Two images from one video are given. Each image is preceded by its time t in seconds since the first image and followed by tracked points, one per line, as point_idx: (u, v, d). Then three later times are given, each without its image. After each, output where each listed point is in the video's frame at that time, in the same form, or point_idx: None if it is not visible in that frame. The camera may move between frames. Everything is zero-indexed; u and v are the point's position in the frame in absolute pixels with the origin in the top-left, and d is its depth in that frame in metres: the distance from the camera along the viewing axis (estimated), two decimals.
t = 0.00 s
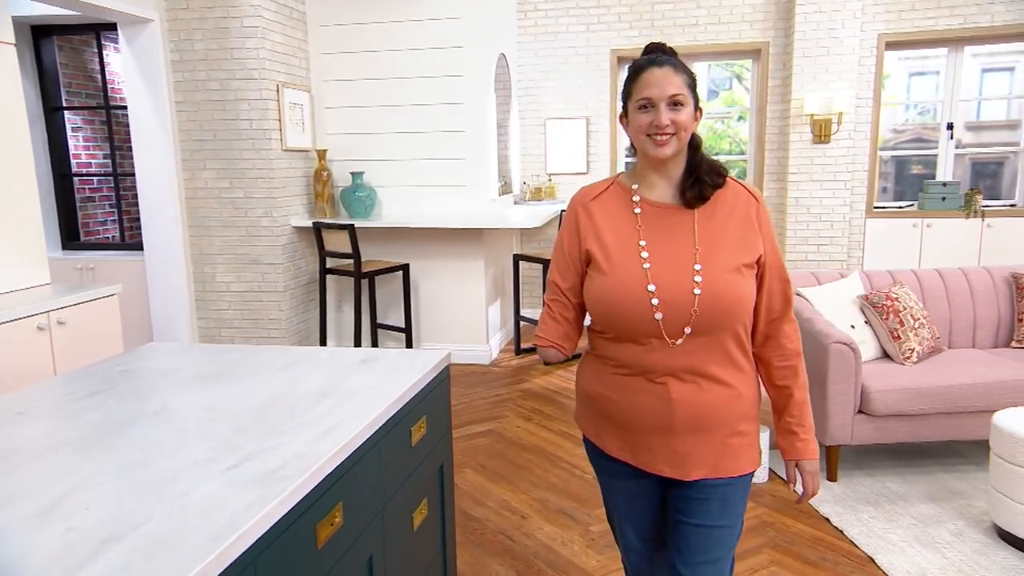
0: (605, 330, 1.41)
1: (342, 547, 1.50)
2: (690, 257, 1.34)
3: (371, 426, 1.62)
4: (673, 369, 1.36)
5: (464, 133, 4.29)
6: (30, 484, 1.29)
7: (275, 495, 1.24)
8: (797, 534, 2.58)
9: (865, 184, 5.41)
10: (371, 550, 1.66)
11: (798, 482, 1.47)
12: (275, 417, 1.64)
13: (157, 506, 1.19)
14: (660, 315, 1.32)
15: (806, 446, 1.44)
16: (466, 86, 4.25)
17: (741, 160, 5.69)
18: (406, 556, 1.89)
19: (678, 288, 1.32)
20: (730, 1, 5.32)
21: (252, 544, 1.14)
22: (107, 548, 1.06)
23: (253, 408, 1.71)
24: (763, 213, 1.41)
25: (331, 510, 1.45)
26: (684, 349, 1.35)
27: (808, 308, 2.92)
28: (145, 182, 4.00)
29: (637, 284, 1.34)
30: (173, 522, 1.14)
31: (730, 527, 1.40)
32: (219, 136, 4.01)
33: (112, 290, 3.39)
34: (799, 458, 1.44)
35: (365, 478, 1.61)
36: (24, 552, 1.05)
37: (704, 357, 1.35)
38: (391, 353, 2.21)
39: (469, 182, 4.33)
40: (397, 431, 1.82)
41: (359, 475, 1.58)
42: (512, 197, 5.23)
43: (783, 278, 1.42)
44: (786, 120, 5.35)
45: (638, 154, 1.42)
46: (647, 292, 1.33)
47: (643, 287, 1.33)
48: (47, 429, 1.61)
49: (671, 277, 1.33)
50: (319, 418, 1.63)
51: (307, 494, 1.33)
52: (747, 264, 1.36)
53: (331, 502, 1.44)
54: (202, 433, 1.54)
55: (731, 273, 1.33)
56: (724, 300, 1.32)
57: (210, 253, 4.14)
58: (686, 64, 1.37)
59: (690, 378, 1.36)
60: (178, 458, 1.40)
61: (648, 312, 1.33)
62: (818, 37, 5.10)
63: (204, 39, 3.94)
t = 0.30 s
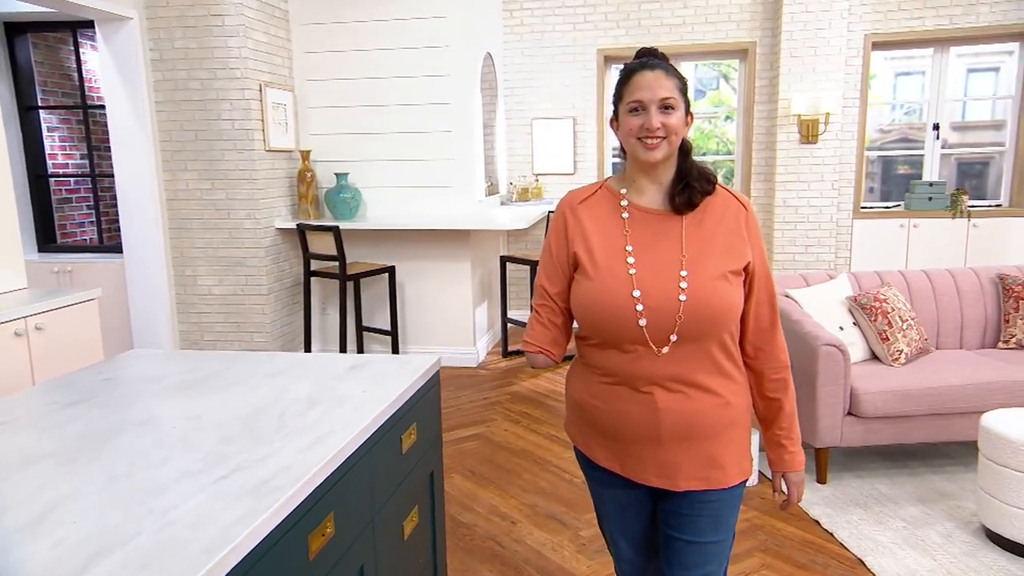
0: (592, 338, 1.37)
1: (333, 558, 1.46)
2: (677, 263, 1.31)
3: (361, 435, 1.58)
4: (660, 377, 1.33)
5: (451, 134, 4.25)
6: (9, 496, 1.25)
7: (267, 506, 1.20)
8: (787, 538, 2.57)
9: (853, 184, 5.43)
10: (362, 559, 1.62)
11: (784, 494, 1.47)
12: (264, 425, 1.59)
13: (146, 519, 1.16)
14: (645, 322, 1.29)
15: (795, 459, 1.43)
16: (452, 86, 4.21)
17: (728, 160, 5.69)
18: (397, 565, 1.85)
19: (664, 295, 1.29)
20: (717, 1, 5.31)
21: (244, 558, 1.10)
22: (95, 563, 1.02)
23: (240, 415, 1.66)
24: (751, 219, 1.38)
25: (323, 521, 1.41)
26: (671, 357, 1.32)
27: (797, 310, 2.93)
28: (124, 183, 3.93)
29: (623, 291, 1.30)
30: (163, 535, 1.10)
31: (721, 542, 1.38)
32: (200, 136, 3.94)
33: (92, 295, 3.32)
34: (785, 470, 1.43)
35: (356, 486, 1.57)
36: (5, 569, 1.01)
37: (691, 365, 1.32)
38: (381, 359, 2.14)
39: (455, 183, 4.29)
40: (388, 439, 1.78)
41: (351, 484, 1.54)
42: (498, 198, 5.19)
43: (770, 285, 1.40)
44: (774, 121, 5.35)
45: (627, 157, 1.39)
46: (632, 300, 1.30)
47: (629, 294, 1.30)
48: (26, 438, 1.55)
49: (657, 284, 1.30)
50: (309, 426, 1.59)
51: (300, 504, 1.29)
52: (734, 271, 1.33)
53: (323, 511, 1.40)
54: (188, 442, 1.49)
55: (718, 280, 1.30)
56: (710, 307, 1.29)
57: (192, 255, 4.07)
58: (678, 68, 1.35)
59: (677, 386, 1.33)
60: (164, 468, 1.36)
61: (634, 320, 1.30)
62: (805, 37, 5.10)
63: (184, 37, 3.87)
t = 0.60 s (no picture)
0: (587, 344, 1.34)
1: (326, 568, 1.42)
2: (671, 267, 1.28)
3: (354, 441, 1.54)
4: (657, 382, 1.30)
5: (440, 134, 4.21)
6: None
7: (260, 515, 1.17)
8: (779, 540, 2.57)
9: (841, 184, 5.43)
10: (355, 568, 1.58)
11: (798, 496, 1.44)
12: (256, 431, 1.55)
13: (137, 530, 1.12)
14: (641, 326, 1.26)
15: (803, 458, 1.40)
16: (441, 85, 4.16)
17: (717, 160, 5.68)
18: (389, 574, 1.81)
19: (659, 299, 1.26)
20: None
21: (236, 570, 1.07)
22: None
23: (230, 422, 1.62)
24: (742, 222, 1.36)
25: (316, 530, 1.38)
26: (666, 361, 1.29)
27: (789, 311, 2.96)
28: (103, 183, 3.84)
29: (619, 296, 1.27)
30: (154, 548, 1.07)
31: (717, 548, 1.35)
32: (182, 136, 3.87)
33: (74, 298, 3.25)
34: (797, 472, 1.40)
35: (349, 494, 1.54)
36: None
37: (687, 369, 1.30)
38: (371, 364, 2.09)
39: (442, 184, 4.25)
40: (380, 445, 1.74)
41: (343, 491, 1.51)
42: (485, 198, 5.16)
43: (762, 287, 1.38)
44: (763, 120, 5.35)
45: (618, 161, 1.36)
46: (629, 305, 1.27)
47: (626, 299, 1.27)
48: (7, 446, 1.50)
49: (653, 289, 1.27)
50: (302, 432, 1.55)
51: (293, 512, 1.26)
52: (728, 274, 1.31)
53: (316, 519, 1.37)
54: (177, 450, 1.45)
55: (712, 284, 1.28)
56: (707, 311, 1.27)
57: (174, 257, 4.01)
58: (671, 72, 1.32)
59: (673, 392, 1.30)
60: (152, 478, 1.31)
61: (630, 325, 1.27)
62: (794, 36, 5.10)
63: (166, 35, 3.80)
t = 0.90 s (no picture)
0: (583, 346, 1.30)
1: None
2: (668, 268, 1.25)
3: (344, 446, 1.50)
4: (655, 385, 1.27)
5: (427, 134, 4.16)
6: None
7: (249, 524, 1.14)
8: (770, 541, 2.55)
9: (829, 183, 5.44)
10: None
11: (788, 495, 1.43)
12: (244, 436, 1.51)
13: (121, 540, 1.09)
14: (639, 328, 1.23)
15: (792, 460, 1.38)
16: (428, 84, 4.12)
17: (705, 159, 5.68)
18: None
19: (658, 300, 1.23)
20: None
21: None
22: None
23: (214, 427, 1.58)
24: (735, 223, 1.34)
25: (306, 537, 1.34)
26: (664, 364, 1.26)
27: (778, 311, 2.96)
28: (82, 184, 3.76)
29: (617, 297, 1.24)
30: (142, 558, 1.04)
31: (712, 552, 1.33)
32: (163, 135, 3.80)
33: (52, 301, 3.18)
34: (787, 473, 1.38)
35: (340, 500, 1.50)
36: None
37: (686, 371, 1.27)
38: (359, 367, 2.04)
39: (429, 183, 4.21)
40: (370, 450, 1.69)
41: (334, 496, 1.47)
42: (472, 198, 5.12)
43: (756, 288, 1.36)
44: (751, 119, 5.34)
45: (611, 163, 1.33)
46: (627, 306, 1.23)
47: (624, 300, 1.24)
48: None
49: (651, 289, 1.24)
50: (292, 437, 1.51)
51: (284, 519, 1.23)
52: (724, 275, 1.29)
53: (307, 526, 1.34)
54: (162, 457, 1.40)
55: (710, 285, 1.26)
56: (705, 312, 1.25)
57: (155, 259, 3.94)
58: (665, 73, 1.29)
59: (672, 394, 1.27)
60: (138, 484, 1.28)
61: (628, 326, 1.24)
62: (782, 35, 5.10)
63: (146, 32, 3.73)
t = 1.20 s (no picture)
0: (580, 347, 1.27)
1: None
2: (667, 268, 1.23)
3: (335, 449, 1.47)
4: (654, 387, 1.24)
5: (414, 132, 4.11)
6: None
7: (239, 529, 1.11)
8: (761, 542, 2.54)
9: (818, 182, 5.44)
10: None
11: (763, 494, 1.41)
12: (232, 440, 1.47)
13: (98, 551, 1.04)
14: (639, 329, 1.21)
15: (773, 462, 1.36)
16: (414, 81, 4.07)
17: (694, 158, 5.67)
18: None
19: (657, 301, 1.21)
20: None
21: None
22: None
23: (195, 430, 1.53)
24: (731, 224, 1.33)
25: (296, 543, 1.31)
26: (664, 365, 1.23)
27: (768, 310, 2.95)
28: (60, 183, 3.68)
29: (615, 297, 1.21)
30: (129, 566, 1.00)
31: (707, 554, 1.30)
32: (143, 133, 3.74)
33: (31, 301, 3.10)
34: (766, 475, 1.37)
35: (331, 504, 1.46)
36: None
37: (685, 373, 1.25)
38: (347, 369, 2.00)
39: (415, 182, 4.17)
40: (360, 452, 1.65)
41: (325, 500, 1.44)
42: (458, 197, 5.08)
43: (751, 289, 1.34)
44: (739, 118, 5.34)
45: (606, 162, 1.30)
46: (625, 307, 1.21)
47: (623, 301, 1.21)
48: None
49: (650, 290, 1.21)
50: (280, 440, 1.47)
51: (274, 524, 1.20)
52: (723, 276, 1.27)
53: (297, 532, 1.31)
54: (147, 462, 1.36)
55: (709, 285, 1.24)
56: (705, 313, 1.22)
57: (136, 260, 3.87)
58: (662, 72, 1.27)
59: (671, 397, 1.25)
60: (123, 490, 1.24)
61: (626, 328, 1.21)
62: (769, 33, 5.10)
63: (125, 28, 3.66)
